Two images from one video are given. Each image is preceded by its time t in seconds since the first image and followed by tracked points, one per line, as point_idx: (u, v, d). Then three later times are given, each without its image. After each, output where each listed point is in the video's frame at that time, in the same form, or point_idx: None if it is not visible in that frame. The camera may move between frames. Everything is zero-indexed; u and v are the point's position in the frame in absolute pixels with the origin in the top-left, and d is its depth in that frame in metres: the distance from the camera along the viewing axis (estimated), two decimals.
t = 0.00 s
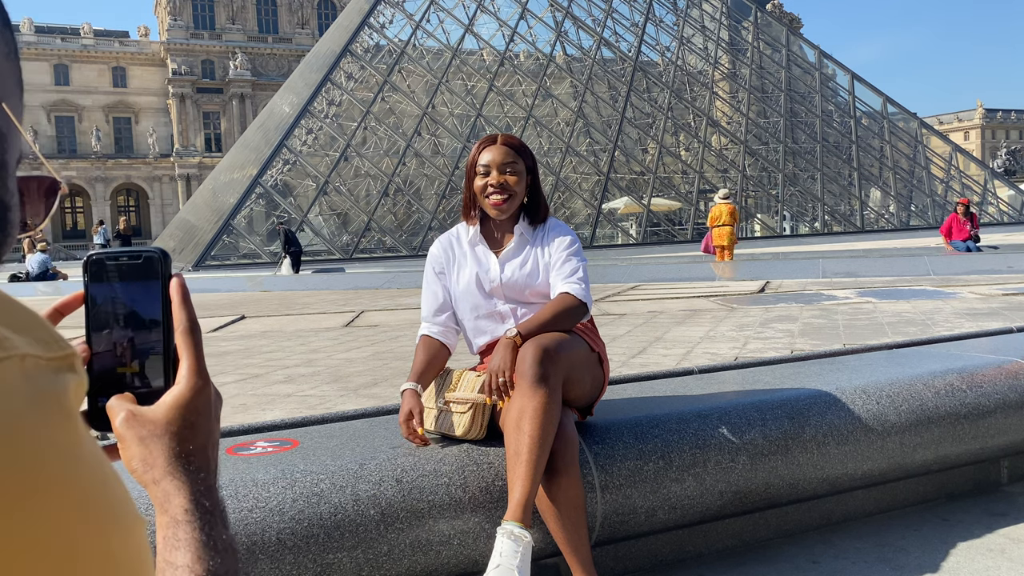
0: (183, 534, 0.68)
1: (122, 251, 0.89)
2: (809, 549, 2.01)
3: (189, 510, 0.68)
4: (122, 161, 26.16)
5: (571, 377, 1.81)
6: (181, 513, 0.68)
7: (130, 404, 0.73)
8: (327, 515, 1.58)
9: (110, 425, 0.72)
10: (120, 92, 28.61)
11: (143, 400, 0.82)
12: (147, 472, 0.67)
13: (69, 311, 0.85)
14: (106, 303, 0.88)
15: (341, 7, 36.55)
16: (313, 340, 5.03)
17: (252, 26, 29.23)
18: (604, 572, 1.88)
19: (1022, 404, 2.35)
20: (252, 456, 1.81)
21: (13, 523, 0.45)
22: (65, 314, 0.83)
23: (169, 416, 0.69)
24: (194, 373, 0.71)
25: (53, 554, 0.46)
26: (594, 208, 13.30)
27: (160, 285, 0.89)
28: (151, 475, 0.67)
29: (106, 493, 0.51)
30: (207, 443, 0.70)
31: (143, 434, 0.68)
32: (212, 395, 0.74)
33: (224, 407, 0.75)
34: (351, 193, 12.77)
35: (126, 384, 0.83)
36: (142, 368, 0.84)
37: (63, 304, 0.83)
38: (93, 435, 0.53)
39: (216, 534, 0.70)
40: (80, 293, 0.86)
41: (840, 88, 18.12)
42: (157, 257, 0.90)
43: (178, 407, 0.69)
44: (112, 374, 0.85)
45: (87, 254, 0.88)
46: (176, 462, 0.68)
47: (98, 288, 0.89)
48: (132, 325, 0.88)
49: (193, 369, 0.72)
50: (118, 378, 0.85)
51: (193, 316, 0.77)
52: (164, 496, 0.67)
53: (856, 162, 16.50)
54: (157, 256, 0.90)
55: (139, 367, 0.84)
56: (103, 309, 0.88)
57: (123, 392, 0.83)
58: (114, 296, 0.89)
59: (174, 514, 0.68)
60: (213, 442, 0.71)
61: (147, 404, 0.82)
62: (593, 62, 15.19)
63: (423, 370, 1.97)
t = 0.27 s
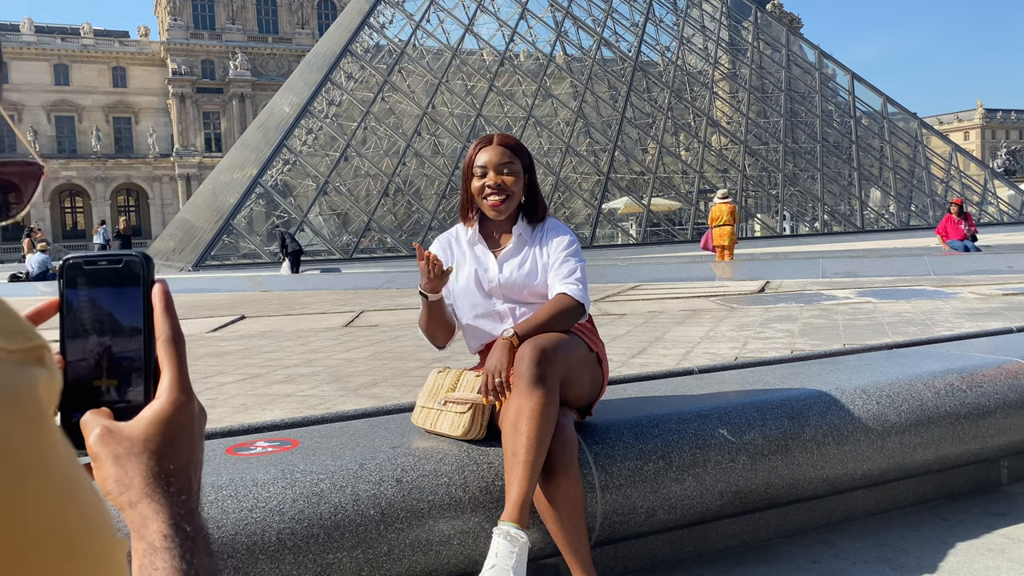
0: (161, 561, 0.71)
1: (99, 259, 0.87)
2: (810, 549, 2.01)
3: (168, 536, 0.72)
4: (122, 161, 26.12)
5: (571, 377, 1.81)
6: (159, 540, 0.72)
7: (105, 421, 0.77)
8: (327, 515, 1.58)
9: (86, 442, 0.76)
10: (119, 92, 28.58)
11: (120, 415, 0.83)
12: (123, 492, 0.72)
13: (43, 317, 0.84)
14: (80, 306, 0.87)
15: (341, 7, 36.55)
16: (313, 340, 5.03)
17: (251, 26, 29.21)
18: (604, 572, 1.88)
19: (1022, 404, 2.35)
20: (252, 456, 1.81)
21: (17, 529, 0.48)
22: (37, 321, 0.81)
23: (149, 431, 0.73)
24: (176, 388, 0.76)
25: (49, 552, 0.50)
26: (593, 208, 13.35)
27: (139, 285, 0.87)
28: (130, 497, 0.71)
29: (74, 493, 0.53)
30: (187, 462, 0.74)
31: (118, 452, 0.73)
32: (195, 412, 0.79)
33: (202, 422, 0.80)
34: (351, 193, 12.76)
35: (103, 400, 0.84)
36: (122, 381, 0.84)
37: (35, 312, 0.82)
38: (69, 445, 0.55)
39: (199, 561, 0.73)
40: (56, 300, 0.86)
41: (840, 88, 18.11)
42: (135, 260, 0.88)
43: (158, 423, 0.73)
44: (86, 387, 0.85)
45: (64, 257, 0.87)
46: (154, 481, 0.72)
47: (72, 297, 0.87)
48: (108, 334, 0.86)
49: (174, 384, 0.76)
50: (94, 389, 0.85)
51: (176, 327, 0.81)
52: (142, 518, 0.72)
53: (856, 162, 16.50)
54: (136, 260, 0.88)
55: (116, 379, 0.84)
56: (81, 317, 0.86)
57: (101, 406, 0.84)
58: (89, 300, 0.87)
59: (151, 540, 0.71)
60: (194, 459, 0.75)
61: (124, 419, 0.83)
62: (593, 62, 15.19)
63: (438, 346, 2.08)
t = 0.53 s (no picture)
0: (157, 566, 0.71)
1: (92, 255, 0.89)
2: (809, 549, 2.01)
3: (164, 543, 0.72)
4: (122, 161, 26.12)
5: (571, 377, 1.81)
6: (155, 547, 0.71)
7: (98, 422, 0.77)
8: (327, 515, 1.58)
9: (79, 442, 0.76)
10: (120, 92, 28.58)
11: (115, 415, 0.84)
12: (117, 497, 0.71)
13: (34, 316, 0.84)
14: (76, 308, 0.88)
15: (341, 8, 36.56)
16: (313, 340, 5.03)
17: (252, 26, 29.20)
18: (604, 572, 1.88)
19: (1022, 404, 2.35)
20: (252, 456, 1.81)
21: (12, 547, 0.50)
22: (30, 319, 0.82)
23: (143, 434, 0.73)
24: (171, 389, 0.76)
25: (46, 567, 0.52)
26: (593, 208, 13.12)
27: (131, 281, 0.88)
28: (123, 501, 0.72)
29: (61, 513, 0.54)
30: (183, 465, 0.75)
31: (112, 456, 0.72)
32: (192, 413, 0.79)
33: (198, 424, 0.80)
34: (351, 193, 12.75)
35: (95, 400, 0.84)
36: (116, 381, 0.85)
37: (28, 309, 0.82)
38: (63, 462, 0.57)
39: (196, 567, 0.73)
40: (47, 299, 0.86)
41: (840, 88, 18.11)
42: (127, 261, 0.89)
43: (152, 425, 0.74)
44: (79, 386, 0.85)
45: (55, 255, 0.89)
46: (150, 486, 0.72)
47: (61, 290, 0.89)
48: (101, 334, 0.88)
49: (169, 386, 0.76)
50: (89, 391, 0.85)
51: (171, 326, 0.82)
52: (136, 524, 0.72)
53: (856, 162, 16.49)
54: (127, 259, 0.89)
55: (109, 379, 0.85)
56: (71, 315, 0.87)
57: (93, 406, 0.84)
58: (76, 299, 0.89)
59: (146, 548, 0.71)
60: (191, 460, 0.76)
61: (121, 420, 0.83)
62: (593, 62, 15.20)
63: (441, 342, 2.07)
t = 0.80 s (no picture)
0: (159, 567, 0.72)
1: (92, 258, 0.87)
2: (809, 549, 2.01)
3: (166, 545, 0.73)
4: (122, 161, 26.12)
5: (573, 377, 1.80)
6: (157, 550, 0.72)
7: (99, 426, 0.78)
8: (327, 515, 1.58)
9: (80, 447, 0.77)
10: (119, 92, 28.56)
11: (116, 418, 0.84)
12: (119, 501, 0.72)
13: (34, 319, 0.84)
14: (74, 308, 0.87)
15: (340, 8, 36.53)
16: (313, 340, 5.03)
17: (252, 27, 29.17)
18: (604, 572, 1.88)
19: (1022, 404, 2.35)
20: (252, 456, 1.81)
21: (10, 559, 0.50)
22: (29, 322, 0.81)
23: (143, 438, 0.73)
24: (171, 392, 0.76)
25: None
26: (593, 208, 13.48)
27: (131, 284, 0.87)
28: (126, 504, 0.72)
29: (62, 542, 0.54)
30: (185, 468, 0.75)
31: (113, 459, 0.73)
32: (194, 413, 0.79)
33: (198, 425, 0.80)
34: (351, 193, 12.75)
35: (96, 403, 0.84)
36: (116, 383, 0.84)
37: (27, 312, 0.82)
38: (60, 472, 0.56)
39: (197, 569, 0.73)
40: (48, 301, 0.86)
41: (839, 88, 18.11)
42: (128, 262, 0.88)
43: (153, 428, 0.73)
44: (79, 388, 0.85)
45: (54, 258, 0.88)
46: (151, 490, 0.73)
47: (62, 294, 0.88)
48: (97, 333, 0.87)
49: (170, 389, 0.76)
50: (88, 392, 0.85)
51: (170, 328, 0.81)
52: (138, 526, 0.72)
53: (856, 162, 16.48)
54: (130, 261, 0.88)
55: (111, 382, 0.85)
56: (73, 317, 0.87)
57: (94, 409, 0.84)
58: (85, 299, 0.88)
59: (147, 551, 0.72)
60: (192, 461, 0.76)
61: (120, 423, 0.83)
62: (593, 62, 15.19)
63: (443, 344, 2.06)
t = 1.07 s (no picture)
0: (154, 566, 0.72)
1: (91, 256, 0.87)
2: (810, 549, 2.01)
3: (162, 544, 0.73)
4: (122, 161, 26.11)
5: (574, 376, 1.81)
6: (153, 547, 0.73)
7: (97, 424, 0.78)
8: (327, 515, 1.58)
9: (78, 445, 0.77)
10: (119, 92, 28.56)
11: (113, 417, 0.84)
12: (115, 497, 0.72)
13: (33, 319, 0.84)
14: (75, 310, 0.87)
15: (340, 7, 36.50)
16: (313, 340, 5.03)
17: (251, 26, 29.16)
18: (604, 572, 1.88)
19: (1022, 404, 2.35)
20: (252, 456, 1.81)
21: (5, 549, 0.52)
22: (28, 321, 0.81)
23: (142, 436, 0.73)
24: (169, 391, 0.75)
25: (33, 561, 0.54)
26: (594, 208, 13.49)
27: (130, 284, 0.87)
28: (121, 503, 0.72)
29: (58, 536, 0.56)
30: (182, 466, 0.74)
31: (109, 457, 0.73)
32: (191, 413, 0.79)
33: (196, 424, 0.80)
34: (351, 193, 12.74)
35: (94, 402, 0.84)
36: (114, 382, 0.84)
37: (26, 312, 0.82)
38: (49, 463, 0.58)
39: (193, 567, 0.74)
40: (47, 301, 0.86)
41: (839, 88, 18.10)
42: (128, 262, 0.88)
43: (150, 426, 0.73)
44: (78, 389, 0.85)
45: (54, 257, 0.88)
46: (147, 487, 0.73)
47: (63, 293, 0.87)
48: (97, 333, 0.87)
49: (167, 388, 0.75)
50: (86, 391, 0.85)
51: (169, 326, 0.81)
52: (134, 526, 0.72)
53: (857, 162, 16.45)
54: (129, 261, 0.88)
55: (110, 382, 0.84)
56: (73, 317, 0.86)
57: (92, 407, 0.84)
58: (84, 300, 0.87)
59: (143, 549, 0.72)
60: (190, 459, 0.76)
61: (118, 422, 0.83)
62: (593, 62, 15.18)
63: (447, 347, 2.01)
